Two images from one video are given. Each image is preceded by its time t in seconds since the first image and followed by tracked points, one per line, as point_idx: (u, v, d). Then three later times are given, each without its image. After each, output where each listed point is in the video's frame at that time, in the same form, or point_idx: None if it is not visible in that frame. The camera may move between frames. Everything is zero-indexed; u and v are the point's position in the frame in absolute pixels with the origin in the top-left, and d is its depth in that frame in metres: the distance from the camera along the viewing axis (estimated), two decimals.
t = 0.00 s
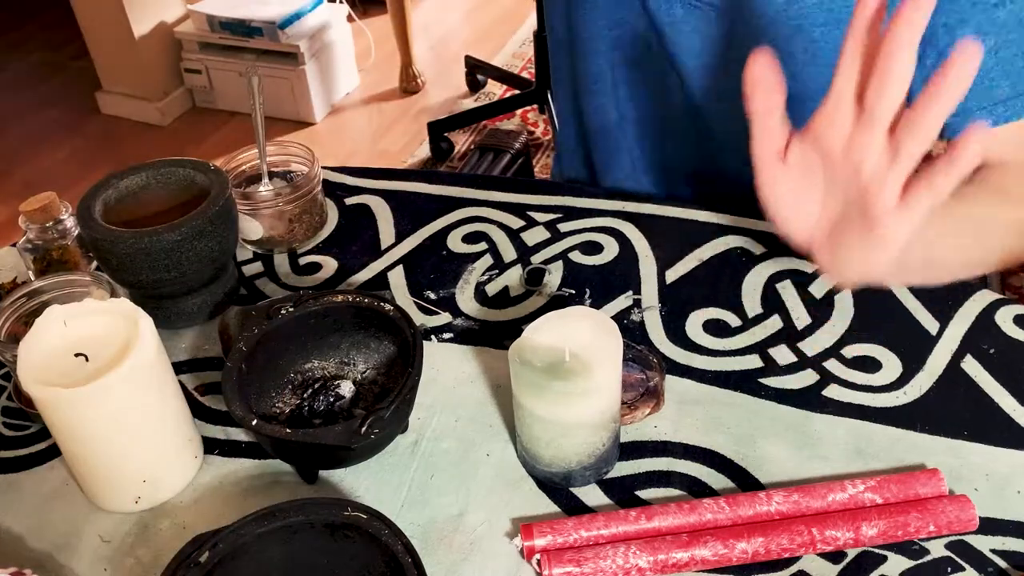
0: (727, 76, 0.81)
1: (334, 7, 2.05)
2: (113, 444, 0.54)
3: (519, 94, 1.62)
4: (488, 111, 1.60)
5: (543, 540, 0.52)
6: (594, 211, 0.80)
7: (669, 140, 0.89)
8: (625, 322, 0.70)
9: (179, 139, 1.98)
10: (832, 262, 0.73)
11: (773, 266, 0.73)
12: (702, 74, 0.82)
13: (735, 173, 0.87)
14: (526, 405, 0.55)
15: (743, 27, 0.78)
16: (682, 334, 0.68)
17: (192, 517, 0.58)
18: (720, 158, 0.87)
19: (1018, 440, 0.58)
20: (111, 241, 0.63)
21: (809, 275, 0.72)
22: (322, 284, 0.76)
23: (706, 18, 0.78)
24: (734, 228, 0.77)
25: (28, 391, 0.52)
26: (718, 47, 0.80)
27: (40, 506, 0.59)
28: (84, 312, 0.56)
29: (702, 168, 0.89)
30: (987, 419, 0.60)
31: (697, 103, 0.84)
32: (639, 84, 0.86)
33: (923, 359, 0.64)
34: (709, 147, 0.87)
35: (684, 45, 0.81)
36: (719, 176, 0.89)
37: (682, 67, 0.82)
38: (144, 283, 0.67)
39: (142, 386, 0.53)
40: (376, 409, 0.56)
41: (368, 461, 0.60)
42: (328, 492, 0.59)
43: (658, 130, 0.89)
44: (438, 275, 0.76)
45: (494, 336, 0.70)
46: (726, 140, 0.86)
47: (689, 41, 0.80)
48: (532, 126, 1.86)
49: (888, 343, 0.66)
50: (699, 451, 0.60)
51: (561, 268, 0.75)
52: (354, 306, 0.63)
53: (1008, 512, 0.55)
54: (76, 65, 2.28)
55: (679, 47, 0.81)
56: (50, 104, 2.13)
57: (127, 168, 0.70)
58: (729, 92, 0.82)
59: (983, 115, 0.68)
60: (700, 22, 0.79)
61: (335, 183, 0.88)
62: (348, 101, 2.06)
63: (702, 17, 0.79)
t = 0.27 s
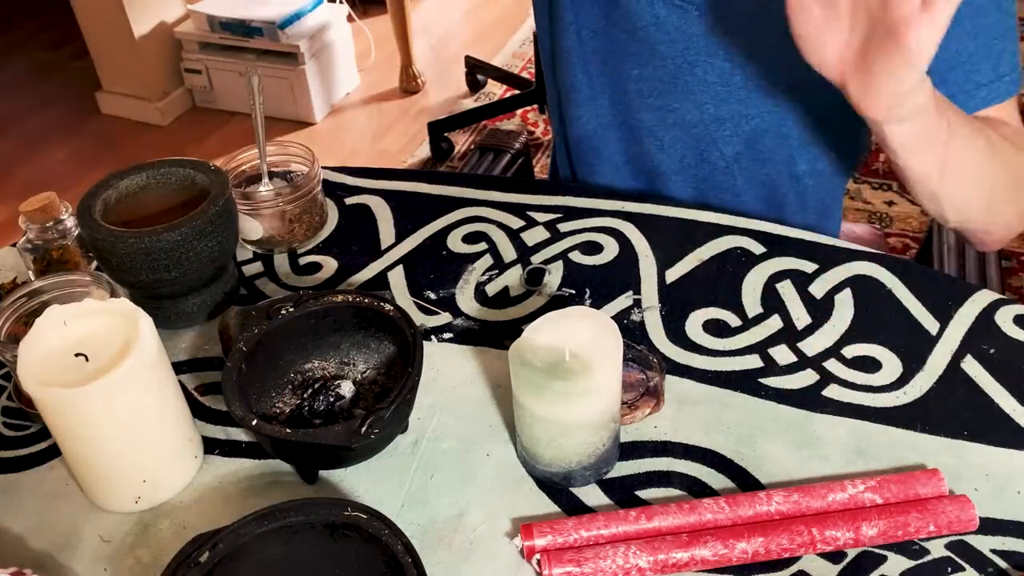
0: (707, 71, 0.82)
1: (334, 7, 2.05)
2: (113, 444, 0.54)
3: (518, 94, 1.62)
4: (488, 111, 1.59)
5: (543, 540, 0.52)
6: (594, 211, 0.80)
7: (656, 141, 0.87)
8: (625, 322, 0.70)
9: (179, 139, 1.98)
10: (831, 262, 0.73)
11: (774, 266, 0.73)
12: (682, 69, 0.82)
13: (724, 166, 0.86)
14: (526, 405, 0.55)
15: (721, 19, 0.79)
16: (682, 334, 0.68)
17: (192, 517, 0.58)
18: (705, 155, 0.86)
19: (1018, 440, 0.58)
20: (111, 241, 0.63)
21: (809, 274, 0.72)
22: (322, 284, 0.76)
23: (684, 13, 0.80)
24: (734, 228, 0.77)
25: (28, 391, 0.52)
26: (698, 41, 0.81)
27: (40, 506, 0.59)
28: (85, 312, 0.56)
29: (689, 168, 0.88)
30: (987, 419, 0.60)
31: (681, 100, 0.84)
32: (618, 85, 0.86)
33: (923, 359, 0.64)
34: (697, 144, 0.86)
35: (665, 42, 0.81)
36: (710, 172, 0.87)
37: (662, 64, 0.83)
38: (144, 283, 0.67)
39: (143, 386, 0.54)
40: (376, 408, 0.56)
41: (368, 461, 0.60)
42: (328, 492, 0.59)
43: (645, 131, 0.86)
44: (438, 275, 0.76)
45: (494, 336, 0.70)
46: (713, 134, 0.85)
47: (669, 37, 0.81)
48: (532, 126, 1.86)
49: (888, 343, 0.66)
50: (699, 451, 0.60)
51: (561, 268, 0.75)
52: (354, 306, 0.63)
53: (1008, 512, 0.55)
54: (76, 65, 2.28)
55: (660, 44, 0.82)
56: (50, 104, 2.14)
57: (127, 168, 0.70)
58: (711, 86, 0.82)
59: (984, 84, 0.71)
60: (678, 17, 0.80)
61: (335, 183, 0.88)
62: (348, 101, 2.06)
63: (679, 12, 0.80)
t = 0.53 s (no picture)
0: (695, 72, 0.80)
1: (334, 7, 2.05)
2: (114, 444, 0.54)
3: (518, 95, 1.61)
4: (488, 110, 1.59)
5: (543, 540, 0.52)
6: (594, 211, 0.80)
7: (646, 142, 0.86)
8: (625, 323, 0.70)
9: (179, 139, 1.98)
10: (831, 262, 0.73)
11: (774, 265, 0.73)
12: (670, 71, 0.81)
13: (715, 165, 0.86)
14: (526, 405, 0.55)
15: (706, 22, 0.78)
16: (682, 334, 0.68)
17: (192, 517, 0.58)
18: (696, 155, 0.86)
19: (1018, 439, 0.59)
20: (111, 241, 0.63)
21: (809, 274, 0.72)
22: (322, 284, 0.76)
23: (670, 16, 0.78)
24: (734, 228, 0.77)
25: (28, 391, 0.52)
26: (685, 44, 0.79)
27: (40, 506, 0.59)
28: (85, 312, 0.56)
29: (681, 168, 0.87)
30: (987, 419, 0.60)
31: (669, 102, 0.83)
32: (606, 88, 0.84)
33: (923, 359, 0.64)
34: (687, 144, 0.85)
35: (652, 44, 0.80)
36: (700, 171, 0.87)
37: (650, 66, 0.81)
38: (144, 283, 0.67)
39: (143, 386, 0.54)
40: (376, 408, 0.56)
41: (367, 461, 0.60)
42: (328, 492, 0.59)
43: (634, 134, 0.86)
44: (438, 275, 0.76)
45: (494, 336, 0.70)
46: (704, 134, 0.84)
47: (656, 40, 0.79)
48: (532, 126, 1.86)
49: (888, 343, 0.66)
50: (699, 451, 0.60)
51: (561, 268, 0.75)
52: (354, 306, 0.63)
53: (1008, 512, 0.55)
54: (76, 65, 2.28)
55: (647, 47, 0.80)
56: (50, 104, 2.14)
57: (127, 168, 0.70)
58: (700, 87, 0.81)
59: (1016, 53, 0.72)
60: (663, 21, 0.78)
61: (335, 183, 0.88)
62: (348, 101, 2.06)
63: (665, 15, 0.78)
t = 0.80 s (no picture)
0: (688, 74, 0.81)
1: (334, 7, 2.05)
2: (114, 445, 0.54)
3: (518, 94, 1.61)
4: (488, 110, 1.59)
5: (543, 540, 0.52)
6: (594, 211, 0.80)
7: (644, 143, 0.87)
8: (625, 323, 0.70)
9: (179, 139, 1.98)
10: (832, 262, 0.73)
11: (774, 266, 0.73)
12: (663, 74, 0.81)
13: (713, 163, 0.87)
14: (526, 405, 0.55)
15: (698, 24, 0.77)
16: (682, 334, 0.68)
17: (192, 517, 0.58)
18: (694, 155, 0.87)
19: (1018, 439, 0.59)
20: (111, 242, 0.63)
21: (809, 274, 0.72)
22: (322, 284, 0.76)
23: (661, 20, 0.78)
24: (734, 228, 0.77)
25: (28, 391, 0.52)
26: (677, 47, 0.79)
27: (40, 506, 0.59)
28: (85, 313, 0.56)
29: (679, 169, 0.88)
30: (987, 419, 0.60)
31: (663, 105, 0.84)
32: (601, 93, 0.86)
33: (923, 359, 0.64)
34: (684, 145, 0.86)
35: (644, 48, 0.80)
36: (699, 171, 0.88)
37: (643, 70, 0.82)
38: (144, 283, 0.67)
39: (143, 387, 0.54)
40: (376, 408, 0.56)
41: (368, 461, 0.60)
42: (328, 492, 0.59)
43: (631, 135, 0.87)
44: (438, 275, 0.76)
45: (494, 336, 0.70)
46: (700, 134, 0.85)
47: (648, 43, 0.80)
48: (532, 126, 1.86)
49: (888, 343, 0.66)
50: (699, 451, 0.60)
51: (561, 268, 0.75)
52: (354, 306, 0.63)
53: (1008, 512, 0.55)
54: (76, 65, 2.28)
55: (640, 51, 0.80)
56: (50, 104, 2.14)
57: (127, 168, 0.70)
58: (694, 89, 0.82)
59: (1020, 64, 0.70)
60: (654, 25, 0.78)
61: (335, 183, 0.88)
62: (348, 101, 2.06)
63: (656, 19, 0.78)
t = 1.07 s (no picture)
0: (690, 97, 0.82)
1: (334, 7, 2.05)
2: (114, 445, 0.54)
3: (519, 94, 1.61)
4: (488, 110, 1.59)
5: (543, 540, 0.52)
6: (594, 211, 0.80)
7: (650, 165, 0.89)
8: (625, 323, 0.70)
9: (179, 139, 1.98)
10: (832, 262, 0.73)
11: (774, 266, 0.73)
12: (666, 96, 0.83)
13: (718, 186, 0.88)
14: (526, 405, 0.55)
15: (698, 48, 0.78)
16: (682, 334, 0.68)
17: (192, 517, 0.58)
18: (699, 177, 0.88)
19: (1018, 439, 0.59)
20: (111, 242, 0.63)
21: (809, 274, 0.72)
22: (322, 284, 0.76)
23: (665, 45, 0.79)
24: (734, 228, 0.77)
25: (28, 391, 0.52)
26: (681, 71, 0.81)
27: (40, 506, 0.59)
28: (85, 312, 0.55)
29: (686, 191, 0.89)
30: (987, 419, 0.60)
31: (666, 128, 0.85)
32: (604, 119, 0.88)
33: (923, 359, 0.64)
34: (689, 168, 0.87)
35: (644, 72, 0.82)
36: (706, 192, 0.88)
37: (645, 93, 0.84)
38: (144, 284, 0.67)
39: (143, 386, 0.54)
40: (376, 408, 0.56)
41: (368, 461, 0.60)
42: (328, 492, 0.59)
43: (637, 157, 0.89)
44: (438, 275, 0.76)
45: (494, 336, 0.70)
46: (704, 157, 0.86)
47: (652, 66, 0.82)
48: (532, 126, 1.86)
49: (888, 343, 0.66)
50: (699, 451, 0.60)
51: (561, 268, 0.75)
52: (354, 306, 0.63)
53: (1008, 512, 0.55)
54: (76, 65, 2.28)
55: (642, 75, 0.83)
56: (50, 104, 2.13)
57: (127, 169, 0.70)
58: (697, 112, 0.83)
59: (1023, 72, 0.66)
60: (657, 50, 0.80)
61: (335, 183, 0.88)
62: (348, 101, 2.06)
63: (657, 43, 0.80)
